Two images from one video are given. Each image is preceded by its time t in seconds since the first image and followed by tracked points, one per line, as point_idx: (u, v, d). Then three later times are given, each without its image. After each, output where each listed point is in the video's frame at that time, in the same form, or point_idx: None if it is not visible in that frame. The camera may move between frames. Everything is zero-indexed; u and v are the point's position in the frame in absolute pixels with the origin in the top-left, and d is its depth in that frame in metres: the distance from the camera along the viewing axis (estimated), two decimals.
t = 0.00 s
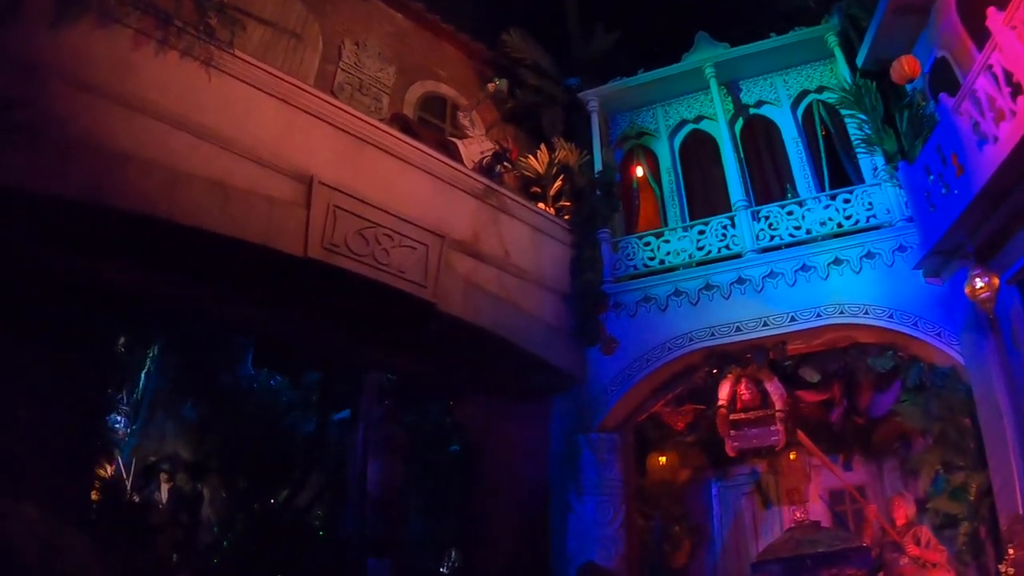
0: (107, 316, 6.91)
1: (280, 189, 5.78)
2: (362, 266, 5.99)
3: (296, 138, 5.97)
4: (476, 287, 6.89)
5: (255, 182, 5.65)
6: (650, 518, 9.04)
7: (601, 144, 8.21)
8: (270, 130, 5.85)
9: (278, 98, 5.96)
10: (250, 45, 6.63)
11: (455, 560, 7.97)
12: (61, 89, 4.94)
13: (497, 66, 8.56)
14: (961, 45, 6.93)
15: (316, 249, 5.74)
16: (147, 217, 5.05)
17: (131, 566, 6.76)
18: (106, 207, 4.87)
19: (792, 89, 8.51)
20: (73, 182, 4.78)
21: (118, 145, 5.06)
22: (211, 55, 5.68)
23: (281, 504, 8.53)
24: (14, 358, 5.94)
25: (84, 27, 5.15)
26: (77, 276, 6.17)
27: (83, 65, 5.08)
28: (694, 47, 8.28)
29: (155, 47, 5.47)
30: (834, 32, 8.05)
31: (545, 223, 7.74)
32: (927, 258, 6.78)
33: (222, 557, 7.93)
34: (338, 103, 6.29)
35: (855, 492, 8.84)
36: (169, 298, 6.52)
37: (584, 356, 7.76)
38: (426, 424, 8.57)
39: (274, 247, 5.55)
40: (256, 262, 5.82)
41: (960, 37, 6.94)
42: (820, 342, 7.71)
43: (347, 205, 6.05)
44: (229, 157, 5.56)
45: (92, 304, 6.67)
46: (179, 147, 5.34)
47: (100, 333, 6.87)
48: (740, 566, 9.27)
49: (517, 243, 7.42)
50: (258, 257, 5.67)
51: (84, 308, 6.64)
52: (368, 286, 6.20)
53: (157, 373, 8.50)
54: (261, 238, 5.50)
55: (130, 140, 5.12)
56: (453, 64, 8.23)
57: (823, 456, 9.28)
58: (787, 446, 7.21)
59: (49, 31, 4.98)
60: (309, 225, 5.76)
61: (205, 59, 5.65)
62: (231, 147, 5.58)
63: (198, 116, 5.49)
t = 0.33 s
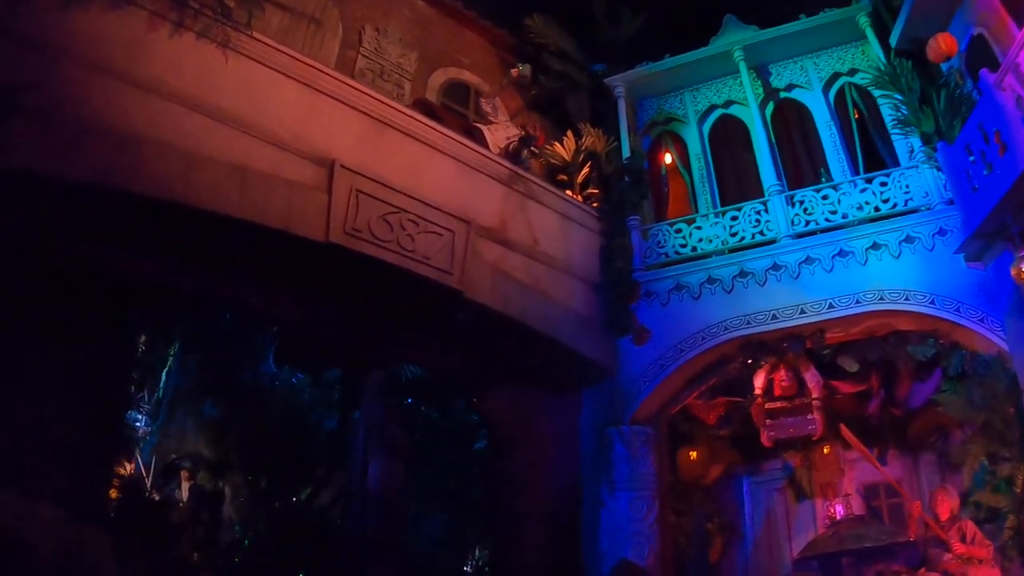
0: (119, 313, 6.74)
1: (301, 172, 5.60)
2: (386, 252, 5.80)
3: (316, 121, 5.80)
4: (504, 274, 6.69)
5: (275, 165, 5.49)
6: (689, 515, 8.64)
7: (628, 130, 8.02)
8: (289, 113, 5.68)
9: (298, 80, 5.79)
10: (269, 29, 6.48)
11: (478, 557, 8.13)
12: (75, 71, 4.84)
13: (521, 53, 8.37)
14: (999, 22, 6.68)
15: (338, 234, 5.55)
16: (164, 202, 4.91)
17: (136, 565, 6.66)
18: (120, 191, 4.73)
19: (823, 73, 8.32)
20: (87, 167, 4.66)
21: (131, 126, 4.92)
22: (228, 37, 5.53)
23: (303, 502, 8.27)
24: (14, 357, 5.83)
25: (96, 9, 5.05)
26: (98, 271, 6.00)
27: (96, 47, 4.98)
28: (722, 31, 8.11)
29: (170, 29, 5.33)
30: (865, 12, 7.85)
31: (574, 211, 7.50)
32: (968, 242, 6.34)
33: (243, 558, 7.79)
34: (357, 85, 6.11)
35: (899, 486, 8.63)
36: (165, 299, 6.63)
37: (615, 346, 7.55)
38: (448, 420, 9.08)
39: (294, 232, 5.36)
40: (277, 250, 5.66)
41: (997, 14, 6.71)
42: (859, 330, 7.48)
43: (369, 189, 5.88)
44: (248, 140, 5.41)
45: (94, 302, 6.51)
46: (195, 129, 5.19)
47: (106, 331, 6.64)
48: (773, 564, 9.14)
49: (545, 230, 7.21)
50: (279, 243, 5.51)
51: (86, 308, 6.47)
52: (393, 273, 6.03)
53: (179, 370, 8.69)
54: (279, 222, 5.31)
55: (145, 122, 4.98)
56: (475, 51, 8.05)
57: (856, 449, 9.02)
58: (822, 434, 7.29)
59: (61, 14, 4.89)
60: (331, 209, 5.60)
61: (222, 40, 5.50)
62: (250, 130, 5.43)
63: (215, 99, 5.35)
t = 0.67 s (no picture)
0: (133, 310, 6.33)
1: (320, 158, 5.44)
2: (409, 240, 5.63)
3: (337, 106, 5.64)
4: (532, 264, 6.50)
5: (294, 151, 5.33)
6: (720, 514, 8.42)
7: (655, 118, 7.81)
8: (308, 98, 5.51)
9: (318, 66, 5.63)
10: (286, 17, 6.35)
11: (501, 559, 8.30)
12: (86, 54, 4.74)
13: (543, 43, 8.20)
14: None
15: (359, 222, 5.38)
16: (178, 189, 4.78)
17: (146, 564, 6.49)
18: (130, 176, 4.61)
19: (853, 57, 8.07)
20: (96, 152, 4.57)
21: (142, 110, 4.79)
22: (244, 21, 5.38)
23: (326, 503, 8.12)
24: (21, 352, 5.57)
25: None
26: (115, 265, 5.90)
27: (108, 31, 4.86)
28: (748, 15, 7.89)
29: (184, 13, 5.19)
30: None
31: (602, 199, 7.30)
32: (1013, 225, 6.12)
33: (263, 559, 7.65)
34: (377, 70, 5.95)
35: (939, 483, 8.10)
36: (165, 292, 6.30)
37: (647, 338, 7.34)
38: (473, 421, 8.97)
39: (314, 219, 5.20)
40: (298, 239, 5.49)
41: None
42: (897, 319, 7.26)
43: (392, 176, 5.71)
44: (265, 126, 5.25)
45: (94, 302, 6.06)
46: (209, 113, 5.05)
47: (108, 330, 6.14)
48: (806, 563, 8.78)
49: (573, 219, 7.00)
50: (299, 231, 5.34)
51: (86, 307, 6.03)
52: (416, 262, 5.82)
53: (200, 372, 8.59)
54: (298, 209, 5.15)
55: (158, 106, 4.86)
56: (496, 41, 7.89)
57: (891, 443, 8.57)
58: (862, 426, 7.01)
59: None
60: (353, 197, 5.42)
61: (238, 25, 5.35)
62: (268, 115, 5.28)
63: (231, 83, 5.20)
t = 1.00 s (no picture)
0: (131, 311, 6.84)
1: (339, 142, 5.29)
2: (433, 226, 5.45)
3: (355, 89, 5.48)
4: (560, 250, 6.30)
5: (311, 134, 5.17)
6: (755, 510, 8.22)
7: (681, 103, 7.66)
8: (325, 81, 5.36)
9: (335, 49, 5.48)
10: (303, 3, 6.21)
11: (526, 558, 7.76)
12: (94, 37, 4.60)
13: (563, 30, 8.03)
14: None
15: (380, 207, 5.20)
16: (192, 173, 4.62)
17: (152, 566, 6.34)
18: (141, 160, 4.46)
19: (881, 36, 7.86)
20: (105, 134, 4.39)
21: (153, 93, 4.65)
22: (258, 3, 5.23)
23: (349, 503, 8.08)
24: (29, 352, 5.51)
25: None
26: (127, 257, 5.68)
27: (117, 13, 4.72)
28: None
29: None
30: None
31: (628, 185, 7.11)
32: None
33: (285, 562, 7.53)
34: (395, 52, 5.80)
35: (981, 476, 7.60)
36: (166, 291, 6.89)
37: (678, 327, 7.16)
38: (496, 420, 8.43)
39: (333, 203, 5.02)
40: (319, 227, 5.34)
41: None
42: (934, 303, 7.11)
43: (413, 159, 5.51)
44: (280, 108, 5.09)
45: (93, 302, 6.41)
46: (222, 96, 4.89)
47: (107, 329, 6.60)
48: (842, 561, 8.31)
49: (600, 205, 6.81)
50: (320, 217, 5.18)
51: (85, 307, 6.35)
52: (441, 248, 5.64)
53: (219, 372, 8.18)
54: (318, 193, 4.98)
55: (168, 89, 4.72)
56: (516, 28, 7.73)
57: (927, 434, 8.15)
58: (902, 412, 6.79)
59: None
60: (372, 181, 5.23)
61: (252, 7, 5.20)
62: (283, 97, 5.12)
63: (245, 67, 5.05)
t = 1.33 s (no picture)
0: (132, 311, 6.81)
1: (357, 121, 5.12)
2: (456, 205, 5.26)
3: (372, 68, 5.31)
4: (587, 232, 6.11)
5: (327, 113, 5.00)
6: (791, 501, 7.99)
7: (705, 82, 7.46)
8: (342, 60, 5.19)
9: (351, 27, 5.32)
10: None
11: (550, 554, 7.67)
12: (100, 16, 4.44)
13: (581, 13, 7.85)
14: None
15: (400, 186, 5.01)
16: (203, 152, 4.45)
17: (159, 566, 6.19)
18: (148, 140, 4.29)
19: (909, 10, 7.65)
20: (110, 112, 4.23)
21: (161, 71, 4.48)
22: None
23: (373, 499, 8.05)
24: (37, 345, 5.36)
25: None
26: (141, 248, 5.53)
27: None
28: None
29: None
30: None
31: (655, 166, 6.91)
32: None
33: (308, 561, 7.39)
34: (413, 30, 5.62)
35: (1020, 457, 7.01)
36: (166, 291, 6.89)
37: (709, 311, 6.96)
38: (520, 415, 8.10)
39: (351, 182, 4.84)
40: (339, 209, 5.18)
41: None
42: (974, 281, 6.73)
43: (434, 138, 5.33)
44: (293, 87, 4.91)
45: (93, 302, 6.44)
46: (233, 74, 4.72)
47: (108, 329, 6.55)
48: (878, 558, 7.67)
49: (627, 186, 6.62)
50: (337, 198, 5.00)
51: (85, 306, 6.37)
52: (466, 230, 5.46)
53: (239, 368, 8.02)
54: (335, 173, 4.80)
55: (178, 67, 4.55)
56: (534, 10, 7.55)
57: (963, 419, 7.59)
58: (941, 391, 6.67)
59: None
60: (391, 159, 5.05)
61: None
62: (296, 75, 4.95)
63: (258, 45, 4.88)
